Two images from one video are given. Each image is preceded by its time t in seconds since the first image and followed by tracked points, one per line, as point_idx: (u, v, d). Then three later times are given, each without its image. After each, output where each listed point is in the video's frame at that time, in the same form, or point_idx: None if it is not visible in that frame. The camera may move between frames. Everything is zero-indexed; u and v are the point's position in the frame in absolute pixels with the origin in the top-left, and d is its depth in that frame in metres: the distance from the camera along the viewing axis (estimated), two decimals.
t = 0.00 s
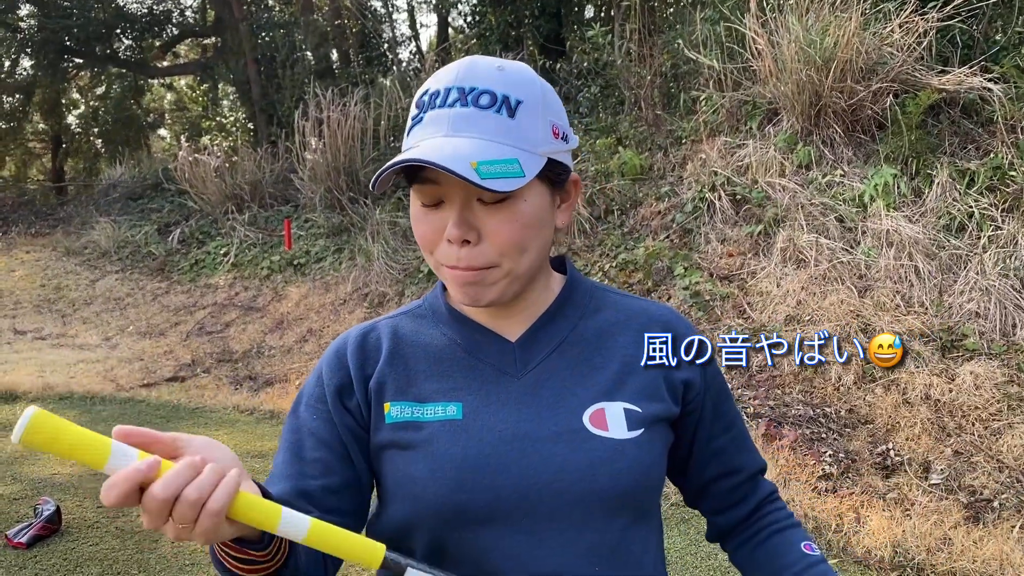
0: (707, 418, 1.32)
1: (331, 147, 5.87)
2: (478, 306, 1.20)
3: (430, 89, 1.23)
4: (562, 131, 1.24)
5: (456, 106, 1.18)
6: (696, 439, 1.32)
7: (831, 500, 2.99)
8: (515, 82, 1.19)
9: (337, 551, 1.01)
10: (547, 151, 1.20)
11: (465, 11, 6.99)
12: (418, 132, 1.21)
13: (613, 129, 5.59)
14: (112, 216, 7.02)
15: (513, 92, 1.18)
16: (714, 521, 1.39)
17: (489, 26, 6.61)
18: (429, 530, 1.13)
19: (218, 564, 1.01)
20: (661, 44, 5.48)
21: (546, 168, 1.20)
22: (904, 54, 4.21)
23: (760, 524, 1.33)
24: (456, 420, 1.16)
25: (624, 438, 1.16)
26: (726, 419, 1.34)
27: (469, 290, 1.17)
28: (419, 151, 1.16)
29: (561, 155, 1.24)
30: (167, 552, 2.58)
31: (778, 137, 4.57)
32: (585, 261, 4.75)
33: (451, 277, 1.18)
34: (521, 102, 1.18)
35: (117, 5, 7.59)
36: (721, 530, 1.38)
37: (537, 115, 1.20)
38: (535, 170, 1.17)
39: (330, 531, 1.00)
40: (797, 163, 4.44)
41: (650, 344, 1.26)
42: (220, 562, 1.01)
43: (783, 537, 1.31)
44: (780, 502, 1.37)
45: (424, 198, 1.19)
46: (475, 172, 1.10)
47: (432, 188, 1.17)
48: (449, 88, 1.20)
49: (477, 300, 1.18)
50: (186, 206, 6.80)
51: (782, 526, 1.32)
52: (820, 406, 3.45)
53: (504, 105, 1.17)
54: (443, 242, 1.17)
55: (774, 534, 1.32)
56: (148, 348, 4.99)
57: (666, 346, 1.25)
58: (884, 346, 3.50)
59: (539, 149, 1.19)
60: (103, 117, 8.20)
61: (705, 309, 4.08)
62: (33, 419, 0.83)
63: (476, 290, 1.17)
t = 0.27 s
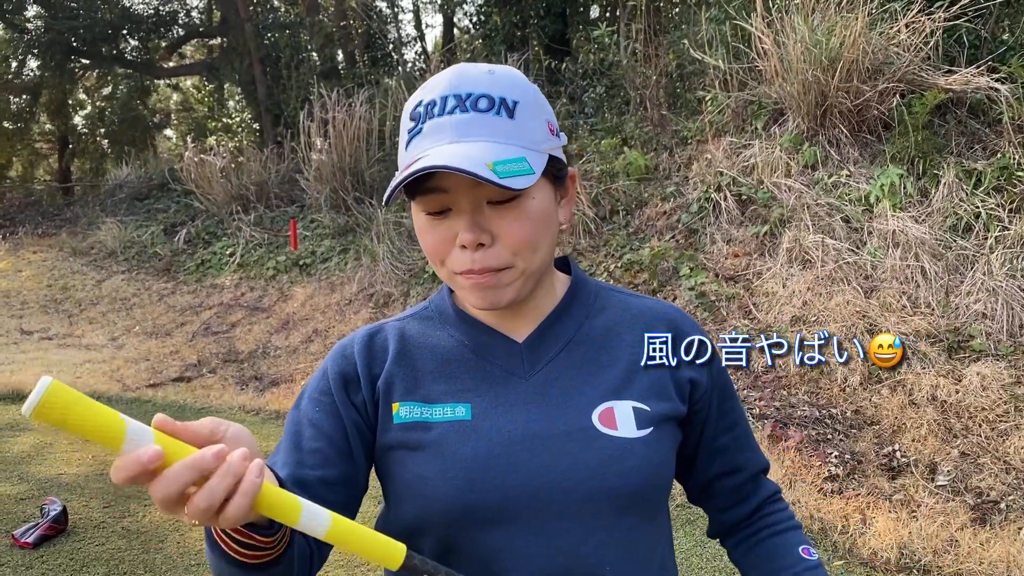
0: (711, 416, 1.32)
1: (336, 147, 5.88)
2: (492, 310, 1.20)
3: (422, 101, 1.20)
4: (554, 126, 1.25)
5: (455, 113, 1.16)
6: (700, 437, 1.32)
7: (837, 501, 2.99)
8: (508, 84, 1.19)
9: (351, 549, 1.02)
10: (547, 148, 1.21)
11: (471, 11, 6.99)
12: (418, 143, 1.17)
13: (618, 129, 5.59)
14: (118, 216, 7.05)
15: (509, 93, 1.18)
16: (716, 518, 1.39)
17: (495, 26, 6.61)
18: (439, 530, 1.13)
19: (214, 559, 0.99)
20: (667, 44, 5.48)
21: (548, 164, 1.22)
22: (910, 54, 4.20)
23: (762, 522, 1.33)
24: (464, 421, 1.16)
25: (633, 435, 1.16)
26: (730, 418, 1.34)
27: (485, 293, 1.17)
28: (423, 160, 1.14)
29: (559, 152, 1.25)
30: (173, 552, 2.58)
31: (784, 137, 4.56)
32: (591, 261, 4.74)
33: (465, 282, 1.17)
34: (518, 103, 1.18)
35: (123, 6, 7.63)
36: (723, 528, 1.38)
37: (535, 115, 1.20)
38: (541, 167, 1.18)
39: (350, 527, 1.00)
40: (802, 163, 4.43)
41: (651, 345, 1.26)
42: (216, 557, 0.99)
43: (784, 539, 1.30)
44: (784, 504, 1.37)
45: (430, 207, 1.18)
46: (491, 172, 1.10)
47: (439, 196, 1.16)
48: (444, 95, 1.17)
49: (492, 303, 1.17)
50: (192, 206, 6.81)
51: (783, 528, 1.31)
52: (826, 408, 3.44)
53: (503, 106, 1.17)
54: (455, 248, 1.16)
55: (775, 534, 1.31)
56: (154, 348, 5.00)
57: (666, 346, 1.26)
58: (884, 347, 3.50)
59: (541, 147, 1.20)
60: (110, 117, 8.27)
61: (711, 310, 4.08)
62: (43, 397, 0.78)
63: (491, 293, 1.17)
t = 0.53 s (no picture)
0: (710, 415, 1.32)
1: (339, 149, 5.88)
2: (497, 314, 1.19)
3: (420, 108, 1.20)
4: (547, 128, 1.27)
5: (455, 118, 1.16)
6: (700, 436, 1.33)
7: (840, 503, 2.98)
8: (503, 88, 1.20)
9: (392, 501, 1.00)
10: (545, 150, 1.22)
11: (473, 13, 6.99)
12: (419, 149, 1.16)
13: (621, 131, 5.59)
14: (121, 217, 7.06)
15: (506, 97, 1.19)
16: (719, 518, 1.38)
17: (497, 27, 6.62)
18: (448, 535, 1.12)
19: (227, 539, 0.95)
20: (670, 45, 5.48)
21: (546, 165, 1.23)
22: (913, 55, 4.20)
23: (766, 518, 1.32)
24: (470, 424, 1.15)
25: (638, 434, 1.16)
26: (729, 415, 1.34)
27: (490, 296, 1.17)
28: (426, 163, 1.13)
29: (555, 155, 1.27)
30: (176, 553, 2.58)
31: (787, 138, 4.55)
32: (593, 263, 4.74)
33: (470, 286, 1.17)
34: (514, 106, 1.20)
35: (126, 8, 7.61)
36: (726, 526, 1.38)
37: (531, 117, 1.22)
38: (541, 167, 1.19)
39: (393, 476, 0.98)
40: (805, 165, 4.43)
41: (651, 344, 1.26)
42: (232, 535, 0.95)
43: (788, 534, 1.29)
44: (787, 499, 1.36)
45: (432, 212, 1.17)
46: (499, 171, 1.10)
47: (442, 201, 1.15)
48: (442, 101, 1.18)
49: (497, 305, 1.17)
50: (195, 208, 6.82)
51: (787, 523, 1.31)
52: (830, 409, 3.43)
53: (501, 110, 1.18)
54: (459, 252, 1.15)
55: (779, 529, 1.31)
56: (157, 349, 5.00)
57: (666, 346, 1.26)
58: (884, 347, 3.52)
59: (540, 148, 1.21)
60: (113, 119, 8.26)
61: (713, 311, 4.08)
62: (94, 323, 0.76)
63: (497, 296, 1.17)
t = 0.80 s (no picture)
0: (710, 415, 1.32)
1: (339, 150, 5.89)
2: (501, 303, 1.19)
3: (425, 101, 1.20)
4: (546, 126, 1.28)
5: (462, 107, 1.16)
6: (700, 436, 1.33)
7: (841, 504, 2.98)
8: (505, 84, 1.22)
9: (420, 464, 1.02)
10: (547, 145, 1.23)
11: (473, 14, 6.99)
12: (424, 137, 1.15)
13: (621, 132, 5.59)
14: (122, 219, 7.06)
15: (510, 91, 1.20)
16: (716, 518, 1.39)
17: (497, 29, 6.63)
18: (451, 535, 1.12)
19: (243, 519, 0.94)
20: (670, 47, 5.48)
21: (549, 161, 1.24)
22: (913, 56, 4.21)
23: (762, 518, 1.33)
24: (473, 424, 1.16)
25: (641, 434, 1.16)
26: (727, 416, 1.34)
27: (495, 283, 1.16)
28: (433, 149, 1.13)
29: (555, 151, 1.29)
30: (177, 555, 2.58)
31: (786, 139, 4.55)
32: (594, 264, 4.75)
33: (474, 274, 1.17)
34: (518, 100, 1.21)
35: (126, 9, 7.58)
36: (723, 526, 1.38)
37: (535, 112, 1.23)
38: (545, 160, 1.20)
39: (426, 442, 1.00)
40: (805, 165, 4.43)
41: (651, 344, 1.26)
42: (249, 514, 0.93)
43: (784, 535, 1.30)
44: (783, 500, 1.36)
45: (435, 200, 1.18)
46: (508, 152, 1.12)
47: (446, 187, 1.16)
48: (449, 93, 1.18)
49: (501, 294, 1.17)
50: (195, 209, 6.82)
51: (783, 524, 1.31)
52: (830, 410, 3.43)
53: (506, 102, 1.18)
54: (464, 239, 1.15)
55: (776, 530, 1.31)
56: (158, 351, 5.00)
57: (667, 346, 1.27)
58: (884, 347, 3.51)
59: (544, 141, 1.23)
60: (113, 121, 8.27)
61: (714, 312, 4.08)
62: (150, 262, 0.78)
63: (500, 283, 1.17)
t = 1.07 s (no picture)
0: (706, 418, 1.32)
1: (337, 152, 5.90)
2: (508, 292, 1.18)
3: (441, 92, 1.22)
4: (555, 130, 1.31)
5: (479, 98, 1.18)
6: (695, 438, 1.32)
7: (838, 504, 2.99)
8: (520, 82, 1.25)
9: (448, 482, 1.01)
10: (560, 146, 1.26)
11: (471, 16, 6.99)
12: (441, 123, 1.16)
13: (619, 133, 5.60)
14: (120, 221, 7.05)
15: (526, 88, 1.23)
16: (709, 519, 1.40)
17: (495, 30, 6.64)
18: (448, 537, 1.12)
19: (240, 523, 0.94)
20: (667, 49, 5.49)
21: (561, 163, 1.26)
22: (910, 58, 4.22)
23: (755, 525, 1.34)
24: (470, 426, 1.16)
25: (638, 436, 1.17)
26: (723, 419, 1.34)
27: (504, 270, 1.16)
28: (451, 133, 1.15)
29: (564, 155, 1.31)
30: (175, 557, 2.58)
31: (784, 140, 4.56)
32: (592, 265, 4.76)
33: (482, 259, 1.16)
34: (533, 97, 1.24)
35: (124, 11, 7.58)
36: (716, 528, 1.39)
37: (547, 111, 1.25)
38: (557, 159, 1.23)
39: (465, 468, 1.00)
40: (803, 167, 4.44)
41: (650, 345, 1.27)
42: (245, 519, 0.93)
43: (776, 543, 1.31)
44: (776, 505, 1.37)
45: (446, 187, 1.19)
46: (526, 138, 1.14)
47: (460, 173, 1.18)
48: (466, 85, 1.20)
49: (509, 283, 1.16)
50: (193, 211, 6.82)
51: (775, 531, 1.32)
52: (828, 411, 3.44)
53: (522, 97, 1.21)
54: (475, 225, 1.16)
55: (768, 538, 1.32)
56: (156, 353, 5.00)
57: (666, 346, 1.27)
58: (884, 347, 3.51)
59: (556, 140, 1.25)
60: (111, 123, 8.27)
61: (711, 313, 4.08)
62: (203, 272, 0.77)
63: (509, 270, 1.16)
